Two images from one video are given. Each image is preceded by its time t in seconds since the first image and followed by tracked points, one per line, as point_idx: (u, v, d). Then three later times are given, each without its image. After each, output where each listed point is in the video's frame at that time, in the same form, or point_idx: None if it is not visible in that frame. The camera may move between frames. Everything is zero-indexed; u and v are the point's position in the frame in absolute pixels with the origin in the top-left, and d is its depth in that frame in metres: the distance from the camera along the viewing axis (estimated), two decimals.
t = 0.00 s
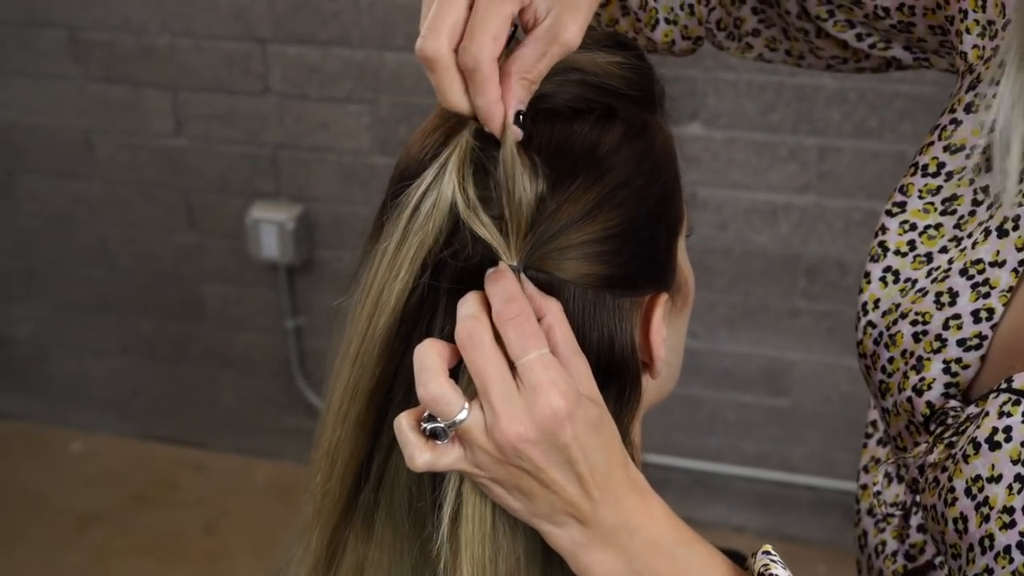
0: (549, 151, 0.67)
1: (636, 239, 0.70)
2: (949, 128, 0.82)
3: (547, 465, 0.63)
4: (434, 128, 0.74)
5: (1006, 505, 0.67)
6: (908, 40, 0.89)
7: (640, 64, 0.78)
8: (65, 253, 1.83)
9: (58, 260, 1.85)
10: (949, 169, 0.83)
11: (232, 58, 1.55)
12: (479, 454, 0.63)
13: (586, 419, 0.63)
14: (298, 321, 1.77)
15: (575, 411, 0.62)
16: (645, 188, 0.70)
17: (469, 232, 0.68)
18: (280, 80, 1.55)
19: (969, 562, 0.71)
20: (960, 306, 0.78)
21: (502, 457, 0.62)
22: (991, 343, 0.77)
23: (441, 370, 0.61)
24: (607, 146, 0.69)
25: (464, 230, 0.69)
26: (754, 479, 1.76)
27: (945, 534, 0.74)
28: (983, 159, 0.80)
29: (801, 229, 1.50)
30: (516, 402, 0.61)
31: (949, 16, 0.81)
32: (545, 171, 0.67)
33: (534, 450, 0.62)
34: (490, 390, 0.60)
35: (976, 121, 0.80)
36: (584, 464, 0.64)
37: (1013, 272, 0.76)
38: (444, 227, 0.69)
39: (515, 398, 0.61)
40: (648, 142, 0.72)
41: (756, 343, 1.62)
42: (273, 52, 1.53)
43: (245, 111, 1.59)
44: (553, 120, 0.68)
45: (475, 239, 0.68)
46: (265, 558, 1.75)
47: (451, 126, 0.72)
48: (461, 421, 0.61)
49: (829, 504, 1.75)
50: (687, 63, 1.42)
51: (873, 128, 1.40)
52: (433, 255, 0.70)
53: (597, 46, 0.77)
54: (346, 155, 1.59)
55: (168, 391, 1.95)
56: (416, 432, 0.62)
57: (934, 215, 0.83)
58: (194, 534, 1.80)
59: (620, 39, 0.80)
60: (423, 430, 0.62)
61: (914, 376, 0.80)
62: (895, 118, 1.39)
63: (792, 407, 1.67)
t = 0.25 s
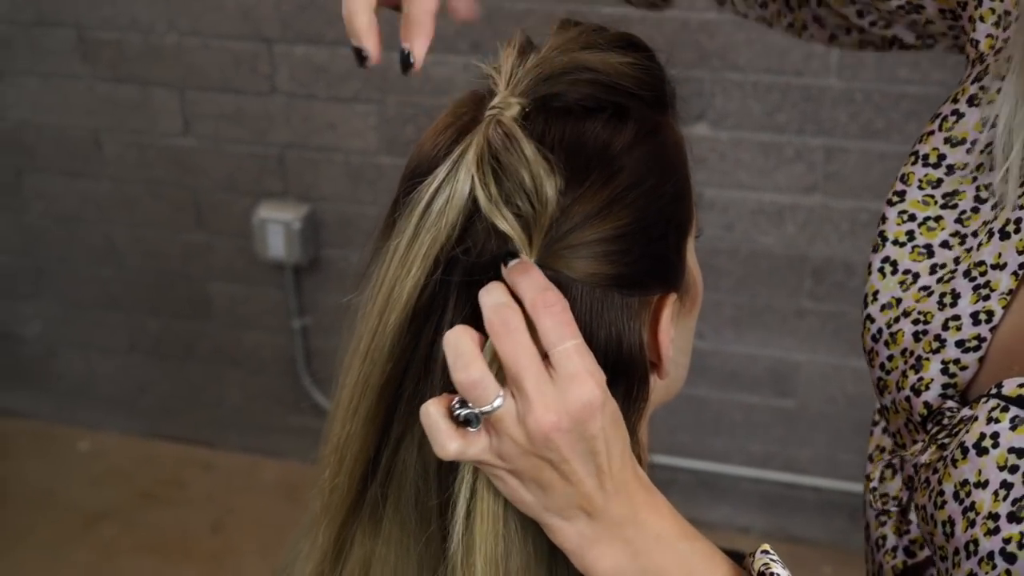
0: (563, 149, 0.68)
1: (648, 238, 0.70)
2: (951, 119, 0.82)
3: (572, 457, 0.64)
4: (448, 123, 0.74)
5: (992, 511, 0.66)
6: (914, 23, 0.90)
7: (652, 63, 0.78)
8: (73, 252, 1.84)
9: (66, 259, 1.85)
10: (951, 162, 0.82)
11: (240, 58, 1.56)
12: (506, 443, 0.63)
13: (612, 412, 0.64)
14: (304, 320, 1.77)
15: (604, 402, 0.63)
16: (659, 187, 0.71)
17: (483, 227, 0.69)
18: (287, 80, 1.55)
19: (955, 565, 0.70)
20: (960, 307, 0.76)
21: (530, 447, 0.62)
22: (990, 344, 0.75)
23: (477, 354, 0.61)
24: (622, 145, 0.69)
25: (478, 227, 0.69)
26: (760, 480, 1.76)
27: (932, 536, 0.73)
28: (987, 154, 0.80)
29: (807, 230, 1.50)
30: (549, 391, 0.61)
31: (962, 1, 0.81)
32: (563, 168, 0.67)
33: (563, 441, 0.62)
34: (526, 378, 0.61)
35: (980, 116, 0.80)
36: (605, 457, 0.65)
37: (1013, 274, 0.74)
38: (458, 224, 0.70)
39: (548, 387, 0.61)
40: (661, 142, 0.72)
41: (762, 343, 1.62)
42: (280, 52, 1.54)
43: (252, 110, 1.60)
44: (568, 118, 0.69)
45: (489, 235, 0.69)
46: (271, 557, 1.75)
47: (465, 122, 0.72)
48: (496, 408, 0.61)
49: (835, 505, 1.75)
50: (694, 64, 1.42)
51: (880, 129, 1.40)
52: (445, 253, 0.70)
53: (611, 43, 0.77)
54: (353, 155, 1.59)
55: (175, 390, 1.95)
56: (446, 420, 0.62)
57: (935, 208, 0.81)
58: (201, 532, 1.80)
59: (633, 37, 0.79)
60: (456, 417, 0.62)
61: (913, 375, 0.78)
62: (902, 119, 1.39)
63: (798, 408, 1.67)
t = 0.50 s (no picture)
0: (565, 152, 0.67)
1: (646, 241, 0.70)
2: (962, 133, 0.86)
3: (557, 467, 0.64)
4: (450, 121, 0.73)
5: (960, 550, 0.68)
6: None
7: (656, 63, 0.77)
8: (80, 251, 1.85)
9: (73, 258, 1.86)
10: (958, 178, 0.86)
11: (246, 57, 1.56)
12: (491, 453, 0.64)
13: (598, 423, 0.64)
14: (310, 320, 1.78)
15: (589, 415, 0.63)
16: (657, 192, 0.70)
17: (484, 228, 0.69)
18: (293, 79, 1.56)
19: None
20: (953, 329, 0.79)
21: (514, 457, 0.63)
22: (981, 366, 0.78)
23: (460, 367, 0.62)
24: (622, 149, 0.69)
25: (478, 226, 0.70)
26: (765, 480, 1.76)
27: (909, 559, 0.75)
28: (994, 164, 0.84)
29: (812, 230, 1.50)
30: (532, 402, 0.62)
31: None
32: (565, 173, 0.67)
33: (546, 452, 0.63)
34: (510, 389, 0.62)
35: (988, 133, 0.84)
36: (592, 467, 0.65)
37: (1007, 298, 0.76)
38: (460, 223, 0.70)
39: (532, 399, 0.62)
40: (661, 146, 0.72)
41: (767, 344, 1.62)
42: (286, 52, 1.54)
43: (258, 109, 1.60)
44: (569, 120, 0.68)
45: (489, 235, 0.69)
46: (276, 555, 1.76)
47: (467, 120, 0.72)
48: (478, 419, 0.62)
49: (839, 506, 1.75)
50: (699, 64, 1.42)
51: (885, 129, 1.40)
52: (445, 253, 0.71)
53: (616, 43, 0.76)
54: (358, 154, 1.59)
55: (181, 388, 1.96)
56: (431, 429, 0.63)
57: (935, 222, 0.86)
58: (206, 530, 1.81)
59: (638, 37, 0.78)
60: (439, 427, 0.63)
61: (901, 393, 0.82)
62: (907, 119, 1.38)
63: (802, 408, 1.67)
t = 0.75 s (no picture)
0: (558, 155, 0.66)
1: (640, 243, 0.70)
2: (957, 150, 0.87)
3: (528, 474, 0.68)
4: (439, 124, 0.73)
5: None
6: None
7: (649, 58, 0.75)
8: (85, 249, 1.85)
9: (78, 256, 1.86)
10: (950, 200, 0.89)
11: (251, 56, 1.56)
12: (464, 461, 0.68)
13: (566, 433, 0.67)
14: (314, 318, 1.78)
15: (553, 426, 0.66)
16: (649, 194, 0.70)
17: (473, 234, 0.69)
18: (298, 78, 1.56)
19: None
20: (942, 359, 0.82)
21: (485, 466, 0.68)
22: (969, 398, 0.81)
23: (423, 384, 0.67)
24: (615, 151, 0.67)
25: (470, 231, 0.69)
26: (769, 481, 1.76)
27: None
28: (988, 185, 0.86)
29: (817, 231, 1.50)
30: (495, 414, 0.66)
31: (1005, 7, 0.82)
32: (562, 180, 0.66)
33: (513, 462, 0.67)
34: (473, 400, 0.66)
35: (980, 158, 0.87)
36: (563, 473, 0.69)
37: (996, 329, 0.79)
38: (450, 227, 0.71)
39: (494, 410, 0.66)
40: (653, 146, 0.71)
41: (772, 344, 1.62)
42: (291, 51, 1.54)
43: (263, 108, 1.60)
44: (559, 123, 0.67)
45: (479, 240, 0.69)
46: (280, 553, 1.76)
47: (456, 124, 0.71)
48: (442, 431, 0.67)
49: (843, 506, 1.74)
50: (704, 63, 1.42)
51: (891, 129, 1.40)
52: (437, 254, 0.71)
53: (607, 42, 0.74)
54: (364, 153, 1.60)
55: (186, 386, 1.96)
56: (403, 442, 0.68)
57: (926, 244, 0.89)
58: (211, 527, 1.81)
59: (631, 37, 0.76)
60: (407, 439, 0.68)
61: (889, 420, 0.84)
62: (913, 119, 1.38)
63: (807, 409, 1.67)
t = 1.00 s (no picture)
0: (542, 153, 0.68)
1: (629, 241, 0.70)
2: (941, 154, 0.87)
3: (511, 473, 0.69)
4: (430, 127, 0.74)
5: None
6: None
7: (644, 60, 0.76)
8: (89, 249, 1.85)
9: (82, 256, 1.86)
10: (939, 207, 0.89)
11: (255, 56, 1.56)
12: (448, 460, 0.70)
13: (548, 430, 0.69)
14: (318, 319, 1.78)
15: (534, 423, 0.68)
16: (639, 192, 0.70)
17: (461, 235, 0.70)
18: (302, 78, 1.56)
19: None
20: (932, 371, 0.83)
21: (469, 464, 0.69)
22: (960, 410, 0.82)
23: (405, 383, 0.69)
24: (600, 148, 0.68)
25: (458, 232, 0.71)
26: (773, 483, 1.76)
27: None
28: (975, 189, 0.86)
29: (821, 232, 1.49)
30: (476, 412, 0.68)
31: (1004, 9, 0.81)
32: (546, 177, 0.68)
33: (496, 460, 0.68)
34: (455, 399, 0.68)
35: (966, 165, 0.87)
36: (547, 472, 0.70)
37: (986, 340, 0.80)
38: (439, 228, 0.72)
39: (476, 407, 0.68)
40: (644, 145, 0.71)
41: (776, 345, 1.61)
42: (296, 50, 1.54)
43: (267, 108, 1.60)
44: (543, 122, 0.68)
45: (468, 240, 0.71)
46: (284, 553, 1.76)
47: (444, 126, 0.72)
48: (424, 429, 0.69)
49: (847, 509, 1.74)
50: (708, 64, 1.42)
51: (896, 130, 1.39)
52: (427, 254, 0.73)
53: (600, 43, 0.74)
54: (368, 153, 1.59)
55: (190, 386, 1.96)
56: (387, 439, 0.70)
57: (917, 252, 0.90)
58: (213, 527, 1.81)
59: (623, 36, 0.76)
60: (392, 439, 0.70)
61: (881, 430, 0.86)
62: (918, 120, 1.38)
63: (811, 410, 1.66)
